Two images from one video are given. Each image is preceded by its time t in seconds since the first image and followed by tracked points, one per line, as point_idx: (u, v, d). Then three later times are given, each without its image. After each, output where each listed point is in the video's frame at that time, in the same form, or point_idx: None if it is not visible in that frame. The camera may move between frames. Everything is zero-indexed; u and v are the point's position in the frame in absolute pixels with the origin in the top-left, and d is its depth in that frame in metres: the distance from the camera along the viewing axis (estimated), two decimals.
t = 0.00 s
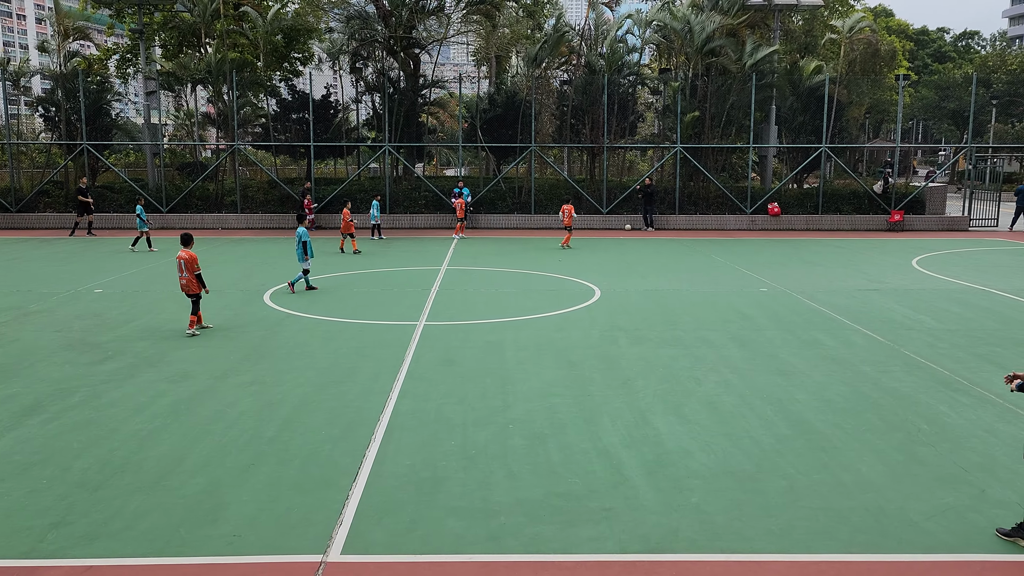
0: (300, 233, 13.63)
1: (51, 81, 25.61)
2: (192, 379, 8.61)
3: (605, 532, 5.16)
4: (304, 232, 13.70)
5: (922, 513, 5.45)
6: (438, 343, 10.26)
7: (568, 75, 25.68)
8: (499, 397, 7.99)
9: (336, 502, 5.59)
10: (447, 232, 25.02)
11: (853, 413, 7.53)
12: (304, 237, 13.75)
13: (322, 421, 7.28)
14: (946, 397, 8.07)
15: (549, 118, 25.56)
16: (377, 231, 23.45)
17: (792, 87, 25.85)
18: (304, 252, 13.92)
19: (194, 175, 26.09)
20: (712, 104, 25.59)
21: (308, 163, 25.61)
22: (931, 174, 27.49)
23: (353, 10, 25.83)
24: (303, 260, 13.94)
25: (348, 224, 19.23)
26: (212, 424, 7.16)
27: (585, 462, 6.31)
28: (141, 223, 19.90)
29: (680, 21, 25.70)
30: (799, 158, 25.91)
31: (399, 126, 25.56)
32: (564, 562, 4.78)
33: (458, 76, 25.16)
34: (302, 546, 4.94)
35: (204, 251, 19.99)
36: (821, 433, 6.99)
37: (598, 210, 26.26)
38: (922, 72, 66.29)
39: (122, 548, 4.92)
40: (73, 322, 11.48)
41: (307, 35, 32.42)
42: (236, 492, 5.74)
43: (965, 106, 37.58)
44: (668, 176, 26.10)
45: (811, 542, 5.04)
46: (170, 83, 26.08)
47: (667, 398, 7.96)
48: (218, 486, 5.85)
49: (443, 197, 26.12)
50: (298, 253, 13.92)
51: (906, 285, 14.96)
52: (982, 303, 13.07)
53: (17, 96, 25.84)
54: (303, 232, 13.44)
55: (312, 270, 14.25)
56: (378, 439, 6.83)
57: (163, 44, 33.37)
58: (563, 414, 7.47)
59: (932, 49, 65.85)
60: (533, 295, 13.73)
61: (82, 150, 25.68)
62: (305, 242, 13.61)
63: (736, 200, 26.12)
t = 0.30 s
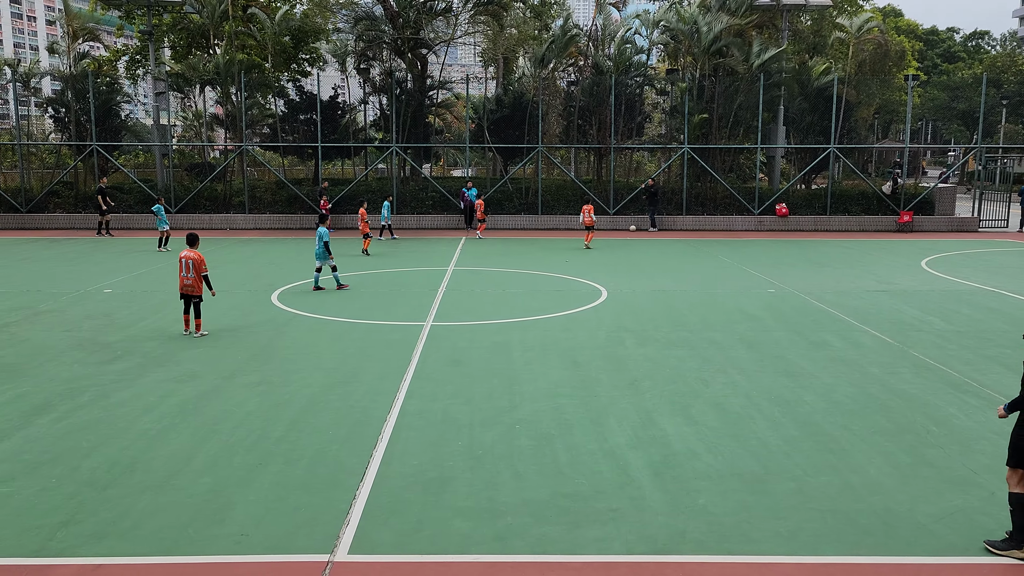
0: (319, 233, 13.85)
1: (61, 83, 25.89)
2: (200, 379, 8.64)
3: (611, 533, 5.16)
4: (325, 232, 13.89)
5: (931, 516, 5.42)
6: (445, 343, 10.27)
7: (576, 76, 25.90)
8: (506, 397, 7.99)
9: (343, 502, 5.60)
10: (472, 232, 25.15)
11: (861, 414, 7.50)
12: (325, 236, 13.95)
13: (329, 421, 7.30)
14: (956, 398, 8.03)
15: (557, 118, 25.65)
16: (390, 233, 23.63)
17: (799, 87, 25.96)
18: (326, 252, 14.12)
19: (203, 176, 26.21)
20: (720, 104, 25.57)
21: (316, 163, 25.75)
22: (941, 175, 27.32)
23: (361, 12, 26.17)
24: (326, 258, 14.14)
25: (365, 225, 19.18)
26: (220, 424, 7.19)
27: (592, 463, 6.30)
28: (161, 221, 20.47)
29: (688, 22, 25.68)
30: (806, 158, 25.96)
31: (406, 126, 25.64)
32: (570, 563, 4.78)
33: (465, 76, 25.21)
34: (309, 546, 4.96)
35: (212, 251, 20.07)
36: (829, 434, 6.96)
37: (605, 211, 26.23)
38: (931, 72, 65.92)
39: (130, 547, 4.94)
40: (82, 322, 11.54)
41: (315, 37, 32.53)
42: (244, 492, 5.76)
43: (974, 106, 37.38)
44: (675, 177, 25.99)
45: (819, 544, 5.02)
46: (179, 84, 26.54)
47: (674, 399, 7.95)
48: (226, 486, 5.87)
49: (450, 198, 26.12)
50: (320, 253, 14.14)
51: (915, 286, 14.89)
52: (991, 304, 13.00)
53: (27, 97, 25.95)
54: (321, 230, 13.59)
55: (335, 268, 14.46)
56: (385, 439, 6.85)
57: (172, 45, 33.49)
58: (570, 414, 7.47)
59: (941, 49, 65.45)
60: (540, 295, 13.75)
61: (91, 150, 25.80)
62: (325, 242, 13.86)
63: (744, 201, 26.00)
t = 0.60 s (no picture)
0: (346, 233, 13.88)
1: (71, 84, 25.97)
2: (209, 379, 8.68)
3: (619, 534, 5.16)
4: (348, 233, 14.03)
5: (940, 518, 5.40)
6: (453, 344, 10.28)
7: (583, 76, 25.77)
8: (513, 397, 7.99)
9: (351, 502, 5.61)
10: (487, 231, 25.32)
11: (870, 416, 7.47)
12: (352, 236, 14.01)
13: (338, 421, 7.31)
14: (965, 400, 7.99)
15: (565, 118, 25.61)
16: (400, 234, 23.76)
17: (810, 86, 25.60)
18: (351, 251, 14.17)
19: (212, 176, 26.29)
20: (729, 104, 25.49)
21: (324, 163, 25.83)
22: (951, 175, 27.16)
23: (369, 12, 26.13)
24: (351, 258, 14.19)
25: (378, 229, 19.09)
26: (229, 423, 7.22)
27: (600, 464, 6.30)
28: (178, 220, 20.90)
29: (696, 23, 25.62)
30: (816, 158, 25.72)
31: (414, 127, 25.58)
32: (577, 564, 4.78)
33: (473, 76, 24.98)
34: (316, 546, 4.96)
35: (221, 252, 20.13)
36: (837, 436, 6.93)
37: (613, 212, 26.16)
38: (940, 72, 65.51)
39: (139, 546, 4.96)
40: (92, 322, 11.59)
41: (323, 37, 32.62)
42: (252, 492, 5.78)
43: (985, 107, 37.16)
44: (683, 177, 26.02)
45: (828, 545, 5.01)
46: (188, 85, 26.19)
47: (682, 400, 7.94)
48: (234, 485, 5.88)
49: (458, 198, 26.15)
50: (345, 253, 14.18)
51: (925, 287, 14.82)
52: (1002, 305, 12.93)
53: (38, 97, 26.02)
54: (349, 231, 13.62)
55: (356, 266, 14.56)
56: (392, 439, 6.86)
57: (182, 46, 33.62)
58: (578, 415, 7.47)
59: (952, 49, 65.02)
60: (548, 295, 13.79)
61: (101, 151, 25.94)
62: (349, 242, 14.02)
63: (752, 202, 25.93)
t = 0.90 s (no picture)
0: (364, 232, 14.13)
1: (80, 84, 26.09)
2: (216, 378, 8.70)
3: (624, 534, 5.15)
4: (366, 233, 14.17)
5: (948, 519, 5.38)
6: (459, 344, 10.29)
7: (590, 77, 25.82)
8: (520, 398, 7.99)
9: (357, 501, 5.62)
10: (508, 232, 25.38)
11: (877, 417, 7.44)
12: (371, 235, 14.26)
13: (344, 420, 7.33)
14: (973, 401, 7.95)
15: (571, 119, 25.53)
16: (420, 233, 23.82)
17: (816, 87, 25.64)
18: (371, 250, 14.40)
19: (219, 176, 26.30)
20: (736, 104, 25.41)
21: (331, 163, 25.88)
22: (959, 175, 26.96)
23: (376, 13, 26.07)
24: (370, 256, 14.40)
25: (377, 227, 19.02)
26: (235, 423, 7.24)
27: (606, 464, 6.29)
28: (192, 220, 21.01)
29: (702, 23, 25.61)
30: (823, 159, 25.64)
31: (421, 127, 25.73)
32: (583, 564, 4.77)
33: (479, 76, 25.38)
34: (323, 545, 4.97)
35: (228, 252, 20.15)
36: (844, 437, 6.91)
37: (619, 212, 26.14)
38: (948, 72, 65.15)
39: (146, 545, 4.98)
40: (100, 321, 11.63)
41: (330, 37, 32.67)
42: (258, 491, 5.80)
43: (993, 107, 36.96)
44: (689, 177, 25.94)
45: (834, 547, 4.99)
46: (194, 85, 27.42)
47: (688, 401, 7.92)
48: (241, 485, 5.90)
49: (464, 199, 26.20)
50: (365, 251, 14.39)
51: (932, 288, 14.74)
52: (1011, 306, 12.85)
53: (47, 98, 26.14)
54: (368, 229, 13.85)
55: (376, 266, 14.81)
56: (398, 439, 6.86)
57: (189, 47, 33.71)
58: (584, 416, 7.45)
59: (960, 49, 64.66)
60: (554, 296, 13.79)
61: (109, 151, 26.04)
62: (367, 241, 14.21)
63: (759, 202, 25.90)
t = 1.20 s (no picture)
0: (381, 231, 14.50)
1: (85, 85, 26.21)
2: (220, 378, 8.71)
3: (629, 535, 5.14)
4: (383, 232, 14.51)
5: (953, 521, 5.36)
6: (463, 344, 10.28)
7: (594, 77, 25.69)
8: (524, 398, 7.98)
9: (361, 501, 5.62)
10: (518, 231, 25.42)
11: (882, 417, 7.42)
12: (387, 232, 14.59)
13: (348, 420, 7.33)
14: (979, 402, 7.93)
15: (575, 119, 25.57)
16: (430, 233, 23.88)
17: (820, 87, 25.45)
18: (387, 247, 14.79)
19: (224, 176, 26.41)
20: (740, 105, 25.38)
21: (335, 164, 25.92)
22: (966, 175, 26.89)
23: (381, 14, 26.21)
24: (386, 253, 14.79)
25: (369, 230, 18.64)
26: (240, 423, 7.24)
27: (610, 465, 6.29)
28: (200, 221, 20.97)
29: (707, 23, 25.59)
30: (827, 159, 25.66)
31: (425, 127, 25.78)
32: (587, 564, 4.77)
33: (483, 76, 25.11)
34: (327, 545, 4.98)
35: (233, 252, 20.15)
36: (849, 438, 6.89)
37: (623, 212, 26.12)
38: (954, 72, 64.89)
39: (151, 544, 5.00)
40: (105, 321, 11.64)
41: (335, 37, 32.68)
42: (263, 490, 5.80)
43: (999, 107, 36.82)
44: (694, 178, 25.90)
45: (839, 548, 4.98)
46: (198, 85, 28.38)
47: (692, 401, 7.90)
48: (246, 484, 5.91)
49: (469, 198, 26.20)
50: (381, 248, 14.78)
51: (938, 288, 14.69)
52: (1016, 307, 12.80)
53: (52, 98, 26.22)
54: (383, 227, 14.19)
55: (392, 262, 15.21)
56: (403, 439, 6.86)
57: (194, 47, 33.76)
58: (588, 416, 7.44)
59: (965, 49, 64.34)
60: (558, 295, 13.79)
61: (115, 151, 26.11)
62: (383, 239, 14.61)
63: (764, 202, 25.82)
